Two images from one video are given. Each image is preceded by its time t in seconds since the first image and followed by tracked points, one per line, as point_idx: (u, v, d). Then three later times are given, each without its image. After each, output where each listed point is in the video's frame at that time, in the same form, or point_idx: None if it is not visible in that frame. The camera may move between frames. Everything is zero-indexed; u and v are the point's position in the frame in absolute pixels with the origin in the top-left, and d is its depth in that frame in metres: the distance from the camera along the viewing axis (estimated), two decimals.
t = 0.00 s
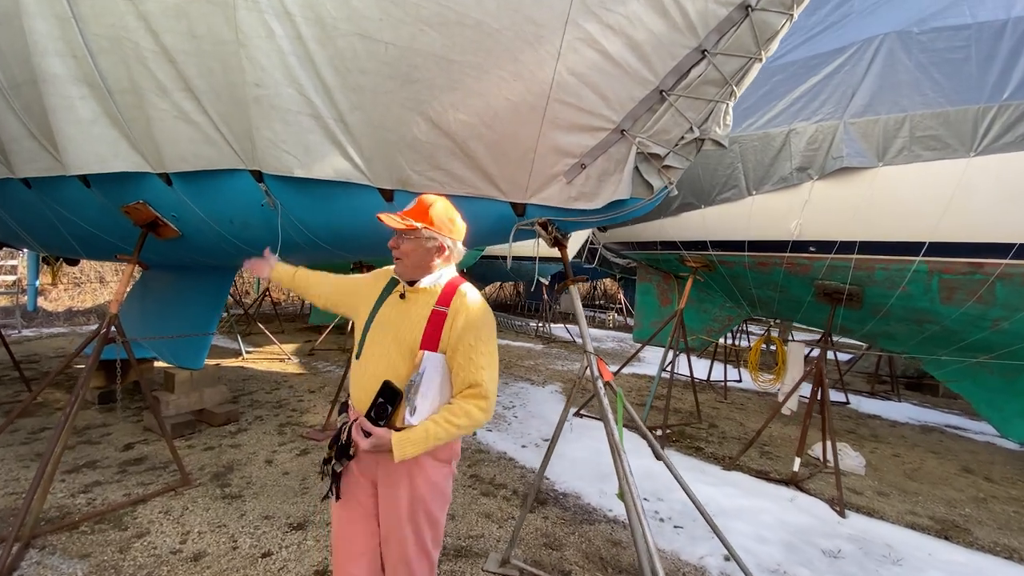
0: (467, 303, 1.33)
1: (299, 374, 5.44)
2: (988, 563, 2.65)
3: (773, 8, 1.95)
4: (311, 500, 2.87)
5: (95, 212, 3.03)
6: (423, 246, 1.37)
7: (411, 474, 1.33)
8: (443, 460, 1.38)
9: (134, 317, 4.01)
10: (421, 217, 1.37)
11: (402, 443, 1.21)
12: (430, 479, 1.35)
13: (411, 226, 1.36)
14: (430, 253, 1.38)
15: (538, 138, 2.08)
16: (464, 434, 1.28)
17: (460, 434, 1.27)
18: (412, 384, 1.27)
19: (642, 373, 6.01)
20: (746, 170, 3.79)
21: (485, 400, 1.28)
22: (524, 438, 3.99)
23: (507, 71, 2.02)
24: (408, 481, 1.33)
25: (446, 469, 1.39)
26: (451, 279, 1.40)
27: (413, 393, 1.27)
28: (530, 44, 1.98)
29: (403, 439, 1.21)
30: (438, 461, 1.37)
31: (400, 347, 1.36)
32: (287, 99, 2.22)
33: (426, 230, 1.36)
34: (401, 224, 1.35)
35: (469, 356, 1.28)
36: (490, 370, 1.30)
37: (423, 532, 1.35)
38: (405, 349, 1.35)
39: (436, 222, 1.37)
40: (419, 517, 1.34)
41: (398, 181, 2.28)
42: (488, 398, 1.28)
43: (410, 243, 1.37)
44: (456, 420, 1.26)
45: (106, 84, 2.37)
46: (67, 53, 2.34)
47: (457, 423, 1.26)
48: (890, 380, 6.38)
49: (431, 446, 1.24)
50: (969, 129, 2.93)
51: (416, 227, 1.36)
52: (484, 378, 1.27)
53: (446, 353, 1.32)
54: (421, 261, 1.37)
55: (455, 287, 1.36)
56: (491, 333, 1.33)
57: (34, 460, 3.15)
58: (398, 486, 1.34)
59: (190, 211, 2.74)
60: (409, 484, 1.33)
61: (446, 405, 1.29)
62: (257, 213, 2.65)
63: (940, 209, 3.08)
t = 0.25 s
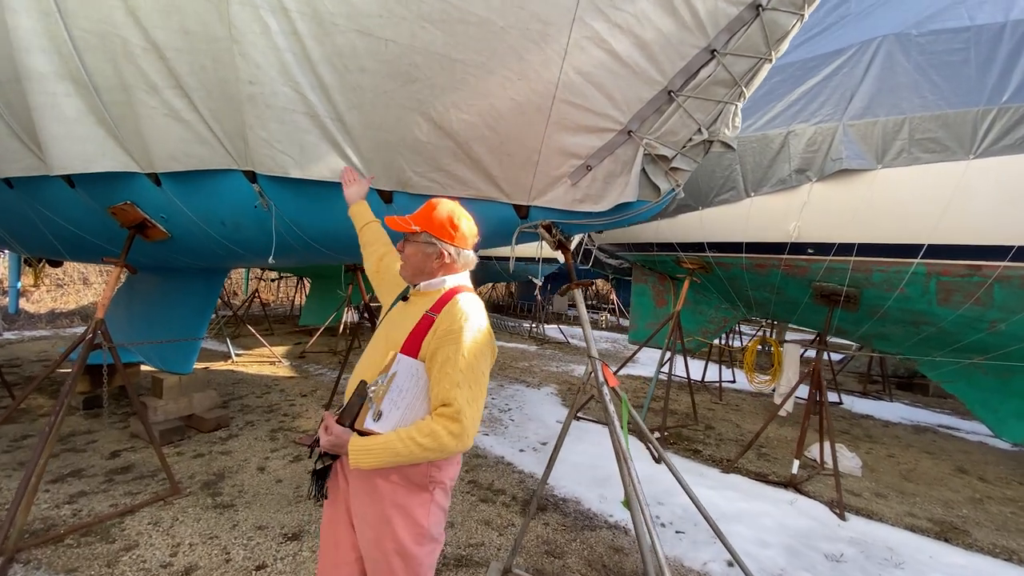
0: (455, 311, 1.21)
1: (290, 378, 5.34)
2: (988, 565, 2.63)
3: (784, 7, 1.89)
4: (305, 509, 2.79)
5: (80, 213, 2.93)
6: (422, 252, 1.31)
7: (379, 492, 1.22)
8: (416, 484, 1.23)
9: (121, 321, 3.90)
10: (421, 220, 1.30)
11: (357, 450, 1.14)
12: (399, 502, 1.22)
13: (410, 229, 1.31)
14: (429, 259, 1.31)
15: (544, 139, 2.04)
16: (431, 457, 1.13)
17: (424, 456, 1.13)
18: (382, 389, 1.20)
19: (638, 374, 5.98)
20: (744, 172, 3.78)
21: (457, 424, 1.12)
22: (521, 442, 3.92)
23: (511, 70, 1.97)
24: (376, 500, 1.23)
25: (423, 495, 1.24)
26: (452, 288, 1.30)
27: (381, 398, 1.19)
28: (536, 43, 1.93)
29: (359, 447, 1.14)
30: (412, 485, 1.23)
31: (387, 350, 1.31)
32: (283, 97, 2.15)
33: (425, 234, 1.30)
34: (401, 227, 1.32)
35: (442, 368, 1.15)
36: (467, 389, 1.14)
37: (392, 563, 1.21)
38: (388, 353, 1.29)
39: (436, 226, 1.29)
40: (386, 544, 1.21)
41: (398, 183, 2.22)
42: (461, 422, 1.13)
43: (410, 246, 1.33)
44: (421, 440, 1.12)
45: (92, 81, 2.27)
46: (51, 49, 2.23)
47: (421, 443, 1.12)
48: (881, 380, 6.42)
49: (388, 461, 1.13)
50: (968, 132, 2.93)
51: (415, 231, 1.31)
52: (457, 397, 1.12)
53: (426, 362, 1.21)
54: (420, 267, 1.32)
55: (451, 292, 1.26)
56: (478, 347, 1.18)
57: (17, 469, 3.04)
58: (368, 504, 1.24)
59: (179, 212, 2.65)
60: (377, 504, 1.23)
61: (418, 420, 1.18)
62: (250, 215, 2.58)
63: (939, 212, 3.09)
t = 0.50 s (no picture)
0: (464, 317, 1.16)
1: (279, 380, 5.23)
2: (984, 564, 2.63)
3: (788, 5, 1.88)
4: (297, 515, 2.71)
5: (60, 212, 2.83)
6: (434, 253, 1.26)
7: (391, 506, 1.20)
8: (426, 501, 1.19)
9: (103, 323, 3.79)
10: (435, 220, 1.25)
11: (358, 459, 1.12)
12: (410, 519, 1.19)
13: (423, 228, 1.26)
14: (442, 260, 1.26)
15: (545, 137, 2.00)
16: (433, 472, 1.09)
17: (425, 470, 1.09)
18: (387, 397, 1.18)
19: (630, 374, 5.96)
20: (739, 172, 3.77)
21: (460, 439, 1.08)
22: (515, 443, 3.86)
23: (511, 66, 1.93)
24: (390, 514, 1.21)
25: (435, 512, 1.20)
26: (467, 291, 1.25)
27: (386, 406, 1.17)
28: (537, 38, 1.88)
29: (360, 456, 1.12)
30: (423, 501, 1.19)
31: (397, 357, 1.29)
32: (275, 93, 2.08)
33: (437, 234, 1.24)
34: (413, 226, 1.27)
35: (446, 377, 1.11)
36: (471, 402, 1.09)
37: None
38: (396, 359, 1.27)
39: (449, 226, 1.23)
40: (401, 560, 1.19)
41: (394, 181, 2.16)
42: (464, 438, 1.08)
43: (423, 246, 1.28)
44: (423, 454, 1.08)
45: (75, 75, 2.19)
46: (31, 40, 2.14)
47: (423, 457, 1.08)
48: (870, 379, 6.48)
49: (388, 473, 1.10)
50: (963, 132, 2.95)
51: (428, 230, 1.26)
52: (460, 409, 1.07)
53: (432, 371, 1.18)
54: (433, 269, 1.27)
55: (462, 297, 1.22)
56: (486, 357, 1.12)
57: None
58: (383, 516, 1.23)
59: (164, 211, 2.57)
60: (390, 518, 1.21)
61: (423, 431, 1.14)
62: (240, 214, 2.50)
63: (932, 212, 3.10)
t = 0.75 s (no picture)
0: (477, 322, 1.15)
1: (266, 382, 5.14)
2: (973, 561, 2.65)
3: (783, 3, 1.86)
4: (285, 520, 2.65)
5: (38, 211, 2.75)
6: (446, 251, 1.24)
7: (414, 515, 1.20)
8: (450, 509, 1.19)
9: (84, 324, 3.69)
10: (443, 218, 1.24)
11: (376, 474, 1.09)
12: (432, 527, 1.19)
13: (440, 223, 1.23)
14: (454, 258, 1.25)
15: (538, 135, 1.97)
16: (455, 484, 1.07)
17: (447, 481, 1.06)
18: (403, 408, 1.16)
19: (621, 374, 5.96)
20: (729, 172, 3.79)
21: (482, 448, 1.06)
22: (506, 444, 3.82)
23: (504, 63, 1.90)
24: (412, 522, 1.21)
25: (458, 521, 1.20)
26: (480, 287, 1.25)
27: (402, 417, 1.15)
28: (531, 35, 1.86)
29: (378, 469, 1.08)
30: (446, 510, 1.19)
31: (407, 366, 1.27)
32: (262, 88, 2.03)
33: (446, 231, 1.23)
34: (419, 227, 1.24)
35: (465, 385, 1.09)
36: (491, 408, 1.07)
37: None
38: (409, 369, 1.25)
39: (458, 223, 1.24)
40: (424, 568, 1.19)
41: (384, 179, 2.13)
42: (486, 446, 1.06)
43: (431, 247, 1.25)
44: (444, 466, 1.06)
45: (54, 70, 2.13)
46: (9, 35, 2.09)
47: (445, 468, 1.06)
48: (856, 377, 6.55)
49: (409, 486, 1.07)
50: (950, 133, 2.98)
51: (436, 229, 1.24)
52: (481, 417, 1.06)
53: (448, 379, 1.16)
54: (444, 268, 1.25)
55: (472, 302, 1.21)
56: (503, 362, 1.11)
57: None
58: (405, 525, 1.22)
59: (147, 210, 2.51)
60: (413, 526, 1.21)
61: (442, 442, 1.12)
62: (226, 213, 2.44)
63: (919, 212, 3.14)
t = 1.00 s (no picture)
0: (481, 323, 1.17)
1: (251, 384, 5.06)
2: (957, 557, 2.67)
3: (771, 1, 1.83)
4: (269, 525, 2.60)
5: (11, 209, 2.67)
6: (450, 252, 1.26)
7: (421, 524, 1.20)
8: (459, 516, 1.21)
9: (62, 326, 3.59)
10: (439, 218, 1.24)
11: (390, 486, 1.08)
12: (442, 534, 1.20)
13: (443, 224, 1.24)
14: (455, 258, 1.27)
15: (525, 133, 1.95)
16: (471, 485, 1.08)
17: (463, 484, 1.07)
18: (412, 417, 1.17)
19: (611, 374, 5.96)
20: (717, 172, 3.79)
21: (496, 444, 1.07)
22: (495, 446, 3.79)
23: (491, 59, 1.87)
24: (417, 534, 1.20)
25: (468, 527, 1.23)
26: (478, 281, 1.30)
27: (412, 426, 1.16)
28: (517, 31, 1.83)
29: (392, 482, 1.08)
30: (456, 517, 1.21)
31: (406, 374, 1.27)
32: (242, 84, 2.00)
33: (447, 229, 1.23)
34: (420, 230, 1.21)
35: (476, 386, 1.11)
36: (504, 407, 1.09)
37: None
38: (411, 376, 1.25)
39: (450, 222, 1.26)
40: None
41: (368, 178, 2.10)
42: (501, 443, 1.07)
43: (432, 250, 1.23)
44: (460, 468, 1.07)
45: (26, 63, 2.06)
46: None
47: (459, 471, 1.07)
48: (842, 375, 6.62)
49: (425, 495, 1.08)
50: (934, 134, 3.01)
51: (439, 230, 1.23)
52: (495, 416, 1.08)
53: (456, 382, 1.17)
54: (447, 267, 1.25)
55: (470, 304, 1.23)
56: (510, 361, 1.14)
57: None
58: (410, 537, 1.21)
59: (124, 208, 2.46)
60: (419, 537, 1.20)
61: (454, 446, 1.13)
62: (206, 211, 2.39)
63: (904, 212, 3.17)
